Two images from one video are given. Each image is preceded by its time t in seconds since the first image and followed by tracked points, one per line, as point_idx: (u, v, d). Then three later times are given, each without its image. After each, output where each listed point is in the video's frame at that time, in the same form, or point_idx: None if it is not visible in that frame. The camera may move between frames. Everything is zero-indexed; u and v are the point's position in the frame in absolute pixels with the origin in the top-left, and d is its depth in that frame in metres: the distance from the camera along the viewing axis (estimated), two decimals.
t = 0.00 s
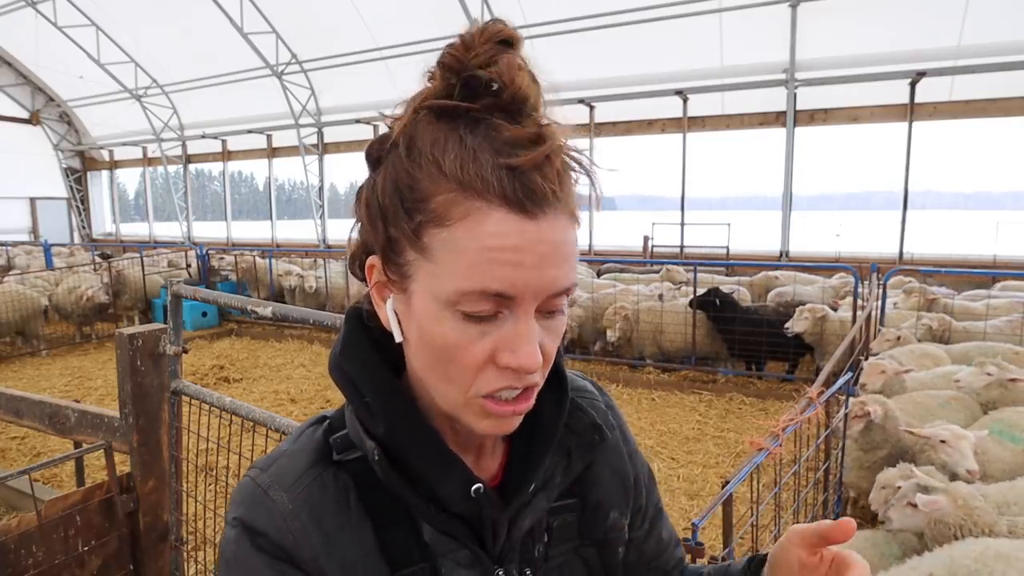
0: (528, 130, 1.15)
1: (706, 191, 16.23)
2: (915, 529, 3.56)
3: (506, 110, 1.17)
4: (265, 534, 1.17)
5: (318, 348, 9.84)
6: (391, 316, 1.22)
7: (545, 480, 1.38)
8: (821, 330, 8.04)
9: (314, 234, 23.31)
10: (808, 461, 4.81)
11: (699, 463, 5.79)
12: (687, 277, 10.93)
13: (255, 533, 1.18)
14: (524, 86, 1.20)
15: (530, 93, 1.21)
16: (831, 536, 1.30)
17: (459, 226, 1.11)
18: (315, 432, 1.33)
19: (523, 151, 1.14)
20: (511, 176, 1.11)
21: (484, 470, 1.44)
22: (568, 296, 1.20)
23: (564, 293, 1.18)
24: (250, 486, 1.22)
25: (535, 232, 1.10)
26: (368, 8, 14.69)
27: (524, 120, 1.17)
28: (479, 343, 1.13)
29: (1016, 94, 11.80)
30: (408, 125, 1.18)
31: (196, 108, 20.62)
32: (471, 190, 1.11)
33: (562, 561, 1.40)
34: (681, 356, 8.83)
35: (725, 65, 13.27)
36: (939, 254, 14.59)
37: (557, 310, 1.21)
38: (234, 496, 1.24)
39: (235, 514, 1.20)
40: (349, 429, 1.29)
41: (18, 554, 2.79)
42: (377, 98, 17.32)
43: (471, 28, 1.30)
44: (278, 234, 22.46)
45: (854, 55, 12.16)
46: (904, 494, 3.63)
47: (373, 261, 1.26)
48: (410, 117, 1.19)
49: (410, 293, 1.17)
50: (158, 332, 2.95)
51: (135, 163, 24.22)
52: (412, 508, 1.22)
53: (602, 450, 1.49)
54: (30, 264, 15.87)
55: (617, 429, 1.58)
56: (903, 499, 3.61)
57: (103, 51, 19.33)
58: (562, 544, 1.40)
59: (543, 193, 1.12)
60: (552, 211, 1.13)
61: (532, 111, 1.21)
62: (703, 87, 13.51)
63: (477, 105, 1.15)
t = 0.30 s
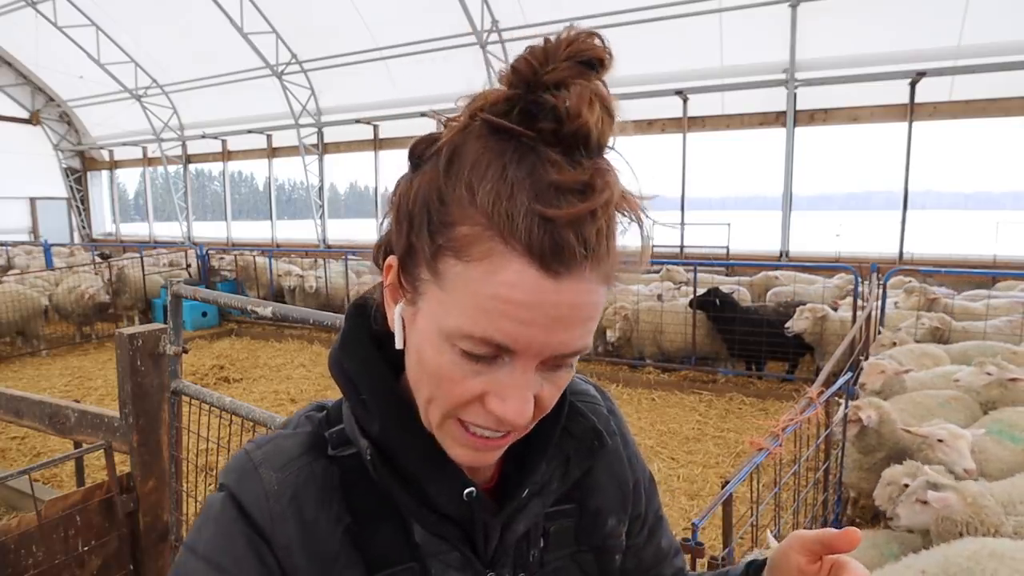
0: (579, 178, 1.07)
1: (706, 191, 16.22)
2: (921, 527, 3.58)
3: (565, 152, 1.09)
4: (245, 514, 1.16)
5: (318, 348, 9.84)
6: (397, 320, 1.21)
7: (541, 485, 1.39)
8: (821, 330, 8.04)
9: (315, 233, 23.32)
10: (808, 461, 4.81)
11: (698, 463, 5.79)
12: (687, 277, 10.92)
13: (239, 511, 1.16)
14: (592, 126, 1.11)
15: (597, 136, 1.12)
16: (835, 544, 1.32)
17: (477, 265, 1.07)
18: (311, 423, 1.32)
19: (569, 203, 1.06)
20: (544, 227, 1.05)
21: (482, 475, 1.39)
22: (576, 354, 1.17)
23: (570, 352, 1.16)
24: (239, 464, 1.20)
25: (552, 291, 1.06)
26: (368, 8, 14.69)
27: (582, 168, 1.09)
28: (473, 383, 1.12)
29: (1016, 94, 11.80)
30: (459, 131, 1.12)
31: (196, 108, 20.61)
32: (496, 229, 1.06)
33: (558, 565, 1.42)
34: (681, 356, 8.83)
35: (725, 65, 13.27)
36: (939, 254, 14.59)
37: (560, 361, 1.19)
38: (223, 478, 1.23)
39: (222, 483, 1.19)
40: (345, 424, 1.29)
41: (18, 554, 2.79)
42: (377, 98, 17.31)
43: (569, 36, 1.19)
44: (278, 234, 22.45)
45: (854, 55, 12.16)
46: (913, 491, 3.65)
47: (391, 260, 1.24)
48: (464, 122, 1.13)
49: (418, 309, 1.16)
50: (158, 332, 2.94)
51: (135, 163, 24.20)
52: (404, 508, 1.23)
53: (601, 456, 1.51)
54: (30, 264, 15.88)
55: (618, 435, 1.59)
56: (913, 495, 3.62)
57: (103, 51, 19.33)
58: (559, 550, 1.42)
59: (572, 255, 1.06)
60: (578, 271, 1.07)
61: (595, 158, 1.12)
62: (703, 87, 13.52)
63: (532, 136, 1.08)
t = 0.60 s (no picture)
0: (546, 144, 1.13)
1: (706, 191, 16.22)
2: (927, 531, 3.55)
3: (535, 123, 1.14)
4: (251, 533, 1.18)
5: (318, 348, 9.84)
6: (383, 310, 1.25)
7: (535, 489, 1.39)
8: (821, 330, 8.04)
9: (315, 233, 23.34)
10: (808, 461, 4.81)
11: (698, 463, 5.80)
12: (687, 277, 10.92)
13: (243, 532, 1.18)
14: (560, 99, 1.17)
15: (566, 110, 1.17)
16: None
17: (450, 231, 1.12)
18: (304, 432, 1.32)
19: (534, 163, 1.12)
20: (513, 188, 1.10)
21: (474, 479, 1.42)
22: (556, 320, 1.20)
23: (550, 318, 1.18)
24: (237, 485, 1.21)
25: (524, 249, 1.10)
26: (368, 8, 14.69)
27: (552, 137, 1.15)
28: (455, 350, 1.15)
29: (1016, 94, 11.80)
30: (433, 118, 1.20)
31: (196, 108, 20.61)
32: (468, 196, 1.11)
33: (554, 570, 1.42)
34: (681, 356, 8.83)
35: (725, 65, 13.27)
36: (939, 254, 14.59)
37: (543, 331, 1.21)
38: (221, 495, 1.24)
39: (222, 513, 1.20)
40: (337, 433, 1.29)
41: (18, 554, 2.80)
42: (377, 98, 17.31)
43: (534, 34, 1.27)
44: (278, 234, 22.46)
45: (854, 55, 12.17)
46: (920, 496, 3.61)
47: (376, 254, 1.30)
48: (439, 113, 1.20)
49: (400, 289, 1.20)
50: (159, 332, 2.94)
51: (135, 163, 24.21)
52: (399, 516, 1.23)
53: (595, 459, 1.51)
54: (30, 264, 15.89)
55: (612, 437, 1.60)
56: (922, 501, 3.58)
57: (103, 51, 19.32)
58: (554, 554, 1.42)
59: (542, 211, 1.11)
60: (548, 228, 1.12)
61: (567, 129, 1.17)
62: (703, 87, 13.52)
63: (500, 111, 1.15)
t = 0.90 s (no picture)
0: (496, 110, 1.26)
1: (707, 191, 16.21)
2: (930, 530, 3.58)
3: (487, 96, 1.27)
4: (260, 529, 1.17)
5: (318, 348, 9.84)
6: (374, 296, 1.33)
7: (538, 481, 1.40)
8: (821, 330, 8.03)
9: (315, 234, 23.35)
10: (808, 461, 4.81)
11: (699, 463, 5.79)
12: (687, 277, 10.92)
13: (251, 528, 1.18)
14: (508, 76, 1.30)
15: (515, 84, 1.30)
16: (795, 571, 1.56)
17: (420, 190, 1.21)
18: (311, 429, 1.33)
19: (484, 120, 1.24)
20: (470, 141, 1.21)
21: (478, 472, 1.46)
22: (531, 265, 1.25)
23: (524, 260, 1.24)
24: (246, 483, 1.22)
25: (486, 189, 1.19)
26: (368, 8, 14.69)
27: (503, 102, 1.27)
28: (435, 303, 1.20)
29: (1016, 94, 11.79)
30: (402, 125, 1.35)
31: (196, 108, 20.61)
32: (434, 158, 1.22)
33: (557, 563, 1.41)
34: (681, 356, 8.83)
35: (725, 65, 13.27)
36: (939, 254, 14.59)
37: (520, 280, 1.26)
38: (229, 493, 1.24)
39: (230, 513, 1.20)
40: (343, 428, 1.29)
41: (18, 554, 2.80)
42: (377, 98, 17.30)
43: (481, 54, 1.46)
44: (278, 234, 22.46)
45: (854, 55, 12.17)
46: (921, 496, 3.66)
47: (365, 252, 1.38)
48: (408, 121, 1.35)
49: (384, 266, 1.27)
50: (159, 332, 2.94)
51: (135, 163, 24.21)
52: (404, 508, 1.24)
53: (597, 453, 1.51)
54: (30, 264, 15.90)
55: (613, 432, 1.60)
56: (923, 500, 3.63)
57: (103, 51, 19.32)
58: (557, 547, 1.42)
59: (498, 155, 1.21)
60: (507, 173, 1.21)
61: (519, 97, 1.29)
62: (703, 87, 13.51)
63: (456, 96, 1.29)
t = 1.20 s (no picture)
0: (518, 120, 1.23)
1: (707, 191, 16.21)
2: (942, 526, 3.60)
3: (507, 103, 1.24)
4: (260, 515, 1.18)
5: (318, 348, 9.84)
6: (381, 294, 1.32)
7: (535, 475, 1.41)
8: (821, 330, 8.03)
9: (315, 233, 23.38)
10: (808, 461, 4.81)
11: (698, 463, 5.79)
12: (687, 277, 10.93)
13: (253, 515, 1.18)
14: (529, 85, 1.28)
15: (535, 93, 1.28)
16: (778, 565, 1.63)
17: (435, 202, 1.19)
18: (312, 418, 1.34)
19: (506, 134, 1.21)
20: (488, 156, 1.19)
21: (476, 466, 1.47)
22: (541, 282, 1.25)
23: (535, 279, 1.24)
24: (247, 470, 1.22)
25: (503, 210, 1.18)
26: (368, 8, 14.69)
27: (525, 114, 1.24)
28: (446, 316, 1.20)
29: (1016, 94, 11.79)
30: (419, 118, 1.32)
31: (196, 108, 20.61)
32: (451, 170, 1.20)
33: (552, 558, 1.42)
34: (681, 355, 8.82)
35: (725, 65, 13.27)
36: (939, 254, 14.59)
37: (529, 296, 1.26)
38: (229, 480, 1.24)
39: (232, 498, 1.20)
40: (343, 419, 1.30)
41: (18, 554, 2.80)
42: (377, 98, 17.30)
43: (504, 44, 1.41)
44: (278, 234, 22.47)
45: (854, 55, 12.17)
46: (935, 491, 3.67)
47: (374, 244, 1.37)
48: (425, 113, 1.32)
49: (394, 268, 1.27)
50: (158, 332, 2.94)
51: (135, 163, 24.21)
52: (405, 499, 1.25)
53: (593, 449, 1.51)
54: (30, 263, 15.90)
55: (610, 428, 1.60)
56: (935, 496, 3.65)
57: (103, 51, 19.32)
58: (553, 541, 1.42)
59: (517, 174, 1.19)
60: (525, 193, 1.19)
61: (540, 108, 1.27)
62: (703, 87, 13.51)
63: (477, 97, 1.26)
